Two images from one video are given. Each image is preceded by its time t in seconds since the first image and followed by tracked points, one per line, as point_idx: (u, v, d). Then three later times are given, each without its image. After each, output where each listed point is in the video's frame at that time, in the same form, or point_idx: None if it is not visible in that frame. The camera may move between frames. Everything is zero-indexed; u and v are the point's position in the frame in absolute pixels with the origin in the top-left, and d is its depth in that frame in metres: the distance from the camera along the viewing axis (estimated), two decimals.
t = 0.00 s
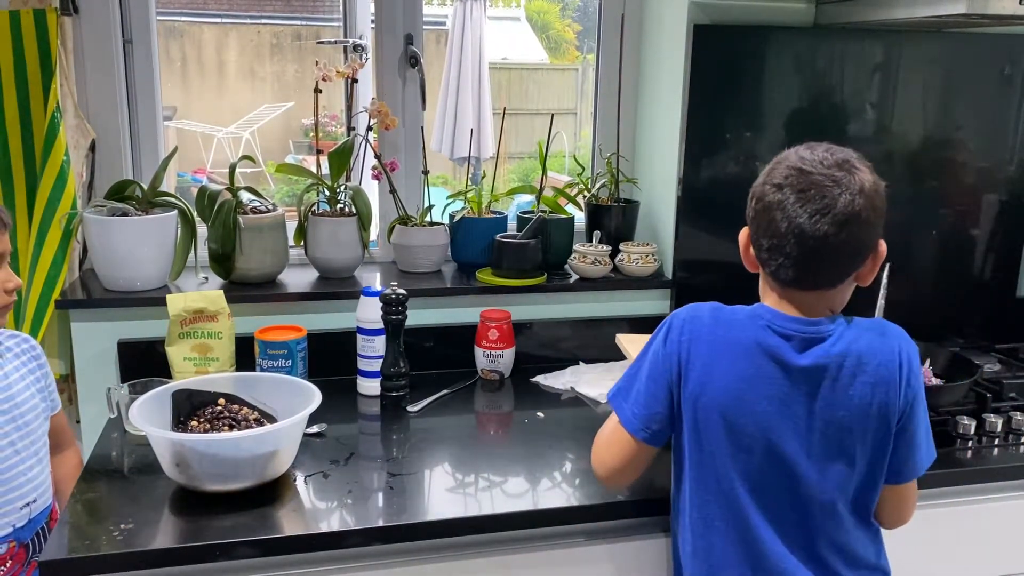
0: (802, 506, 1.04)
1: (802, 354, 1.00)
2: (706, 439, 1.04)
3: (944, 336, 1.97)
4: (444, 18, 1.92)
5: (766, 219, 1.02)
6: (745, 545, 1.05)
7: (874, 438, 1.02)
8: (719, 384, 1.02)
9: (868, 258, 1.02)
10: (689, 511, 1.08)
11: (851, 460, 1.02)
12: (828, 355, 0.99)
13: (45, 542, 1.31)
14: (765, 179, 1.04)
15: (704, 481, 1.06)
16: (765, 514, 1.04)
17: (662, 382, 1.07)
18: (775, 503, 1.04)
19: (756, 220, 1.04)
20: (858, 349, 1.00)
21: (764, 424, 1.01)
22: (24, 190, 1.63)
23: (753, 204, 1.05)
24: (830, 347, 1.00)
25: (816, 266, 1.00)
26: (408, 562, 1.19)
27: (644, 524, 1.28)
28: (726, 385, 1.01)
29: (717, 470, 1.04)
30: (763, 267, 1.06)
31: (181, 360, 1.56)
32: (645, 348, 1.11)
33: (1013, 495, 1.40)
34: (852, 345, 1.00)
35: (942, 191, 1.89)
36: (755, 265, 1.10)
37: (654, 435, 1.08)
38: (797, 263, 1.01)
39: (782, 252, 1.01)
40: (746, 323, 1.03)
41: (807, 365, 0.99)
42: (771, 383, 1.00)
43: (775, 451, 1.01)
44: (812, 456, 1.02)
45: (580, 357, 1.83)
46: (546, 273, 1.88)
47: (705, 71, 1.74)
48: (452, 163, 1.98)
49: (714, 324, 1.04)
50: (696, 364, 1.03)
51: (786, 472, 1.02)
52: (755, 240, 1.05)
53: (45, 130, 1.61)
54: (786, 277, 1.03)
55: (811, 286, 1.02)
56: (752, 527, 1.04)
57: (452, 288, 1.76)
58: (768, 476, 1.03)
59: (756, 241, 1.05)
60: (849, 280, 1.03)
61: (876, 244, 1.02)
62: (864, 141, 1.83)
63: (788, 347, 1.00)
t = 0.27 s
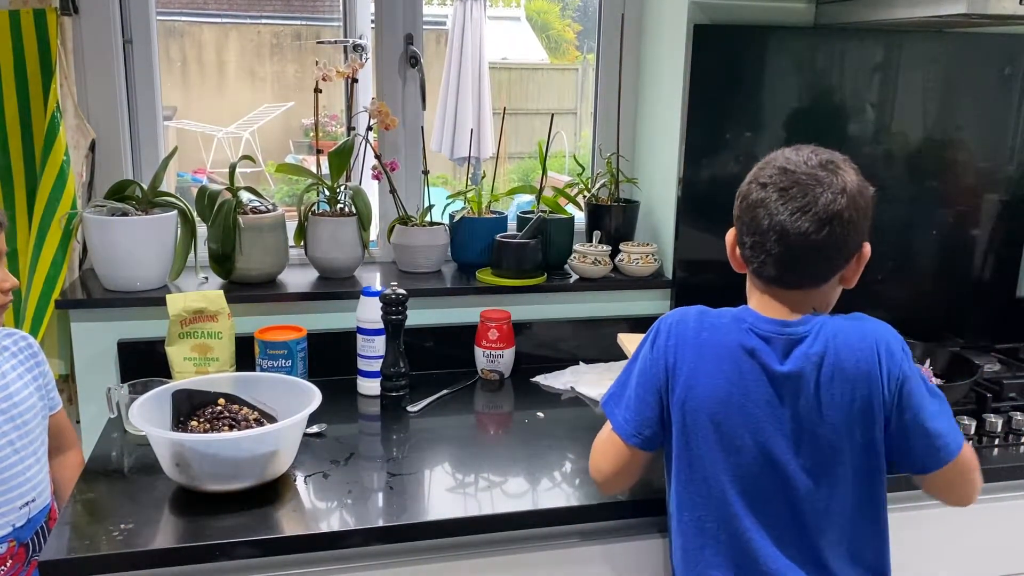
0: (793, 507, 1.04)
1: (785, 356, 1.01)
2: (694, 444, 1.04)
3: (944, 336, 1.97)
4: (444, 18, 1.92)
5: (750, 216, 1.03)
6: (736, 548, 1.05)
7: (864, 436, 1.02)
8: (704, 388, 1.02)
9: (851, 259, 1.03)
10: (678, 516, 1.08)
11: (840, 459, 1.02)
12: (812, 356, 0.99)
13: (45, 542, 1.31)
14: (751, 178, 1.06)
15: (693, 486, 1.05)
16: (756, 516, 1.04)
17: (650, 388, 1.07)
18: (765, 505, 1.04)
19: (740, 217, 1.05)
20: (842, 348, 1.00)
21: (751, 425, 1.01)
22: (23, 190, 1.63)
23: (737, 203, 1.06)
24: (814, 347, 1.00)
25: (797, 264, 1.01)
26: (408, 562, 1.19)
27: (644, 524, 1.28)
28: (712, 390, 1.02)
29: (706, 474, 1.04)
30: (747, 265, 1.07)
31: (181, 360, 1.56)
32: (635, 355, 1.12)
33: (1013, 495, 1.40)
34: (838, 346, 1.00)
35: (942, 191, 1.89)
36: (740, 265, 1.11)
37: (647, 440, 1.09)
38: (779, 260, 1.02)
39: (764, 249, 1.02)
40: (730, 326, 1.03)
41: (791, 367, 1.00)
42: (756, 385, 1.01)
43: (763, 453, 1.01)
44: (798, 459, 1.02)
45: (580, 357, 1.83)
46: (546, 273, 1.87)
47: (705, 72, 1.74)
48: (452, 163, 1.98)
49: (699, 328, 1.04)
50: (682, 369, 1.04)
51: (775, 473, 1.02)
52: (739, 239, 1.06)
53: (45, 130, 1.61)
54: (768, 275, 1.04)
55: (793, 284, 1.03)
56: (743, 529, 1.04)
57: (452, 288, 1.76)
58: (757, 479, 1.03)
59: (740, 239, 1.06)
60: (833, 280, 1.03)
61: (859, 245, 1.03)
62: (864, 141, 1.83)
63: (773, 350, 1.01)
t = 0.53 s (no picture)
0: (795, 508, 1.04)
1: (787, 357, 1.01)
2: (697, 447, 1.03)
3: (944, 336, 1.97)
4: (444, 18, 1.91)
5: (746, 217, 1.03)
6: (737, 551, 1.05)
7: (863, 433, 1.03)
8: (708, 392, 1.01)
9: (848, 260, 1.03)
10: (678, 519, 1.07)
11: (840, 459, 1.03)
12: (813, 357, 1.00)
13: (42, 544, 1.30)
14: (747, 180, 1.06)
15: (694, 489, 1.05)
16: (758, 518, 1.04)
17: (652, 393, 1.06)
18: (766, 507, 1.04)
19: (737, 218, 1.05)
20: (843, 348, 1.00)
21: (754, 427, 1.01)
22: (23, 190, 1.63)
23: (734, 204, 1.06)
24: (815, 348, 1.00)
25: (793, 264, 1.01)
26: (407, 562, 1.19)
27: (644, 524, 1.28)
28: (715, 394, 1.01)
29: (709, 476, 1.03)
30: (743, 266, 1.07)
31: (181, 360, 1.56)
32: (634, 361, 1.11)
33: (1013, 495, 1.40)
34: (838, 346, 1.00)
35: (942, 190, 1.89)
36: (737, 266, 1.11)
37: (648, 445, 1.08)
38: (775, 261, 1.02)
39: (760, 250, 1.02)
40: (732, 329, 1.02)
41: (794, 369, 1.00)
42: (758, 388, 1.00)
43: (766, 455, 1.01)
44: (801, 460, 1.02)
45: (580, 357, 1.83)
46: (546, 273, 1.88)
47: (705, 72, 1.74)
48: (452, 163, 1.98)
49: (699, 332, 1.03)
50: (684, 373, 1.03)
51: (776, 474, 1.02)
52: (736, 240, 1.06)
53: (45, 130, 1.61)
54: (764, 275, 1.04)
55: (789, 285, 1.03)
56: (745, 531, 1.04)
57: (452, 289, 1.76)
58: (760, 481, 1.03)
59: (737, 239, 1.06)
60: (829, 280, 1.03)
61: (857, 246, 1.03)
62: (864, 141, 1.83)
63: (774, 353, 1.00)
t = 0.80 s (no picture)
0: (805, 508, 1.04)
1: (800, 357, 1.00)
2: (708, 447, 1.03)
3: (944, 336, 1.97)
4: (444, 18, 1.91)
5: (753, 216, 1.04)
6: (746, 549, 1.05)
7: (876, 433, 1.03)
8: (719, 393, 1.01)
9: (855, 259, 1.03)
10: (686, 518, 1.07)
11: (852, 458, 1.03)
12: (826, 357, 0.99)
13: (39, 545, 1.30)
14: (755, 178, 1.06)
15: (704, 489, 1.05)
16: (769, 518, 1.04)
17: (662, 394, 1.05)
18: (777, 507, 1.04)
19: (744, 217, 1.06)
20: (856, 347, 1.00)
21: (766, 428, 1.01)
22: (24, 190, 1.63)
23: (742, 203, 1.07)
24: (828, 348, 1.00)
25: (800, 263, 1.01)
26: (407, 562, 1.19)
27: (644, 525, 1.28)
28: (726, 394, 1.01)
29: (719, 476, 1.03)
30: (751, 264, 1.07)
31: (181, 360, 1.56)
32: (644, 360, 1.10)
33: (1013, 495, 1.40)
34: (850, 346, 1.00)
35: (942, 190, 1.89)
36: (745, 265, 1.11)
37: (657, 444, 1.08)
38: (782, 259, 1.02)
39: (767, 248, 1.02)
40: (742, 329, 1.02)
41: (806, 370, 0.99)
42: (770, 388, 1.00)
43: (778, 455, 1.01)
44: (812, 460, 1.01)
45: (580, 357, 1.83)
46: (546, 273, 1.88)
47: (705, 72, 1.74)
48: (452, 163, 1.98)
49: (711, 331, 1.03)
50: (696, 373, 1.02)
51: (788, 475, 1.02)
52: (744, 238, 1.07)
53: (45, 130, 1.61)
54: (771, 273, 1.04)
55: (795, 283, 1.03)
56: (754, 530, 1.04)
57: (452, 289, 1.76)
58: (772, 482, 1.02)
59: (744, 238, 1.06)
60: (837, 279, 1.03)
61: (864, 246, 1.03)
62: (865, 141, 1.83)
63: (786, 353, 1.00)
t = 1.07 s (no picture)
0: (815, 509, 1.04)
1: (814, 356, 1.00)
2: (720, 447, 1.02)
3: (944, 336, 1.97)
4: (444, 17, 1.91)
5: (763, 214, 1.03)
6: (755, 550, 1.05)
7: (887, 433, 1.03)
8: (734, 392, 1.00)
9: (866, 256, 1.02)
10: (694, 518, 1.07)
11: (864, 459, 1.03)
12: (841, 357, 0.99)
13: (38, 545, 1.31)
14: (764, 178, 1.06)
15: (714, 489, 1.04)
16: (780, 520, 1.04)
17: (674, 393, 1.05)
18: (789, 509, 1.03)
19: (754, 216, 1.05)
20: (870, 347, 1.00)
21: (779, 428, 1.00)
22: (24, 190, 1.63)
23: (752, 202, 1.06)
24: (843, 348, 1.00)
25: (812, 261, 1.01)
26: (406, 562, 1.19)
27: (645, 525, 1.28)
28: (740, 394, 1.00)
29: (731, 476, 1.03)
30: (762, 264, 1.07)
31: (181, 360, 1.57)
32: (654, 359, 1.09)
33: (1013, 495, 1.40)
34: (864, 346, 1.00)
35: (942, 190, 1.89)
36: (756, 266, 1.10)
37: (667, 444, 1.07)
38: (793, 257, 1.01)
39: (778, 247, 1.02)
40: (755, 328, 1.01)
41: (822, 369, 0.99)
42: (784, 388, 1.00)
43: (791, 456, 1.01)
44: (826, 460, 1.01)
45: (580, 357, 1.83)
46: (546, 273, 1.88)
47: (705, 72, 1.74)
48: (453, 163, 1.98)
49: (724, 331, 1.02)
50: (709, 373, 1.02)
51: (800, 475, 1.02)
52: (754, 238, 1.06)
53: (45, 130, 1.61)
54: (782, 272, 1.03)
55: (806, 282, 1.02)
56: (764, 531, 1.04)
57: (452, 289, 1.76)
58: (785, 483, 1.02)
59: (755, 237, 1.06)
60: (848, 277, 1.03)
61: (875, 243, 1.03)
62: (865, 141, 1.83)
63: (800, 353, 1.00)
